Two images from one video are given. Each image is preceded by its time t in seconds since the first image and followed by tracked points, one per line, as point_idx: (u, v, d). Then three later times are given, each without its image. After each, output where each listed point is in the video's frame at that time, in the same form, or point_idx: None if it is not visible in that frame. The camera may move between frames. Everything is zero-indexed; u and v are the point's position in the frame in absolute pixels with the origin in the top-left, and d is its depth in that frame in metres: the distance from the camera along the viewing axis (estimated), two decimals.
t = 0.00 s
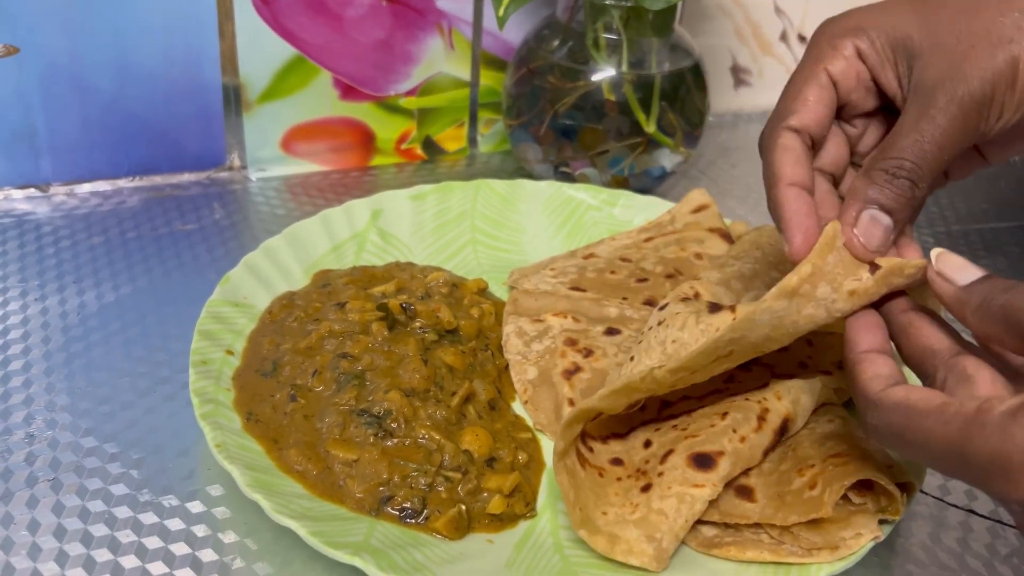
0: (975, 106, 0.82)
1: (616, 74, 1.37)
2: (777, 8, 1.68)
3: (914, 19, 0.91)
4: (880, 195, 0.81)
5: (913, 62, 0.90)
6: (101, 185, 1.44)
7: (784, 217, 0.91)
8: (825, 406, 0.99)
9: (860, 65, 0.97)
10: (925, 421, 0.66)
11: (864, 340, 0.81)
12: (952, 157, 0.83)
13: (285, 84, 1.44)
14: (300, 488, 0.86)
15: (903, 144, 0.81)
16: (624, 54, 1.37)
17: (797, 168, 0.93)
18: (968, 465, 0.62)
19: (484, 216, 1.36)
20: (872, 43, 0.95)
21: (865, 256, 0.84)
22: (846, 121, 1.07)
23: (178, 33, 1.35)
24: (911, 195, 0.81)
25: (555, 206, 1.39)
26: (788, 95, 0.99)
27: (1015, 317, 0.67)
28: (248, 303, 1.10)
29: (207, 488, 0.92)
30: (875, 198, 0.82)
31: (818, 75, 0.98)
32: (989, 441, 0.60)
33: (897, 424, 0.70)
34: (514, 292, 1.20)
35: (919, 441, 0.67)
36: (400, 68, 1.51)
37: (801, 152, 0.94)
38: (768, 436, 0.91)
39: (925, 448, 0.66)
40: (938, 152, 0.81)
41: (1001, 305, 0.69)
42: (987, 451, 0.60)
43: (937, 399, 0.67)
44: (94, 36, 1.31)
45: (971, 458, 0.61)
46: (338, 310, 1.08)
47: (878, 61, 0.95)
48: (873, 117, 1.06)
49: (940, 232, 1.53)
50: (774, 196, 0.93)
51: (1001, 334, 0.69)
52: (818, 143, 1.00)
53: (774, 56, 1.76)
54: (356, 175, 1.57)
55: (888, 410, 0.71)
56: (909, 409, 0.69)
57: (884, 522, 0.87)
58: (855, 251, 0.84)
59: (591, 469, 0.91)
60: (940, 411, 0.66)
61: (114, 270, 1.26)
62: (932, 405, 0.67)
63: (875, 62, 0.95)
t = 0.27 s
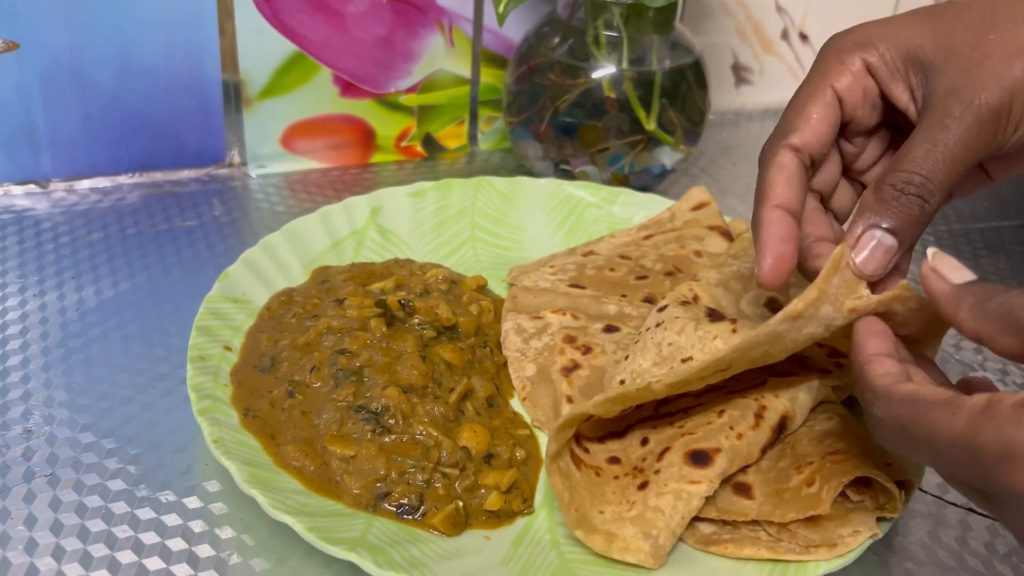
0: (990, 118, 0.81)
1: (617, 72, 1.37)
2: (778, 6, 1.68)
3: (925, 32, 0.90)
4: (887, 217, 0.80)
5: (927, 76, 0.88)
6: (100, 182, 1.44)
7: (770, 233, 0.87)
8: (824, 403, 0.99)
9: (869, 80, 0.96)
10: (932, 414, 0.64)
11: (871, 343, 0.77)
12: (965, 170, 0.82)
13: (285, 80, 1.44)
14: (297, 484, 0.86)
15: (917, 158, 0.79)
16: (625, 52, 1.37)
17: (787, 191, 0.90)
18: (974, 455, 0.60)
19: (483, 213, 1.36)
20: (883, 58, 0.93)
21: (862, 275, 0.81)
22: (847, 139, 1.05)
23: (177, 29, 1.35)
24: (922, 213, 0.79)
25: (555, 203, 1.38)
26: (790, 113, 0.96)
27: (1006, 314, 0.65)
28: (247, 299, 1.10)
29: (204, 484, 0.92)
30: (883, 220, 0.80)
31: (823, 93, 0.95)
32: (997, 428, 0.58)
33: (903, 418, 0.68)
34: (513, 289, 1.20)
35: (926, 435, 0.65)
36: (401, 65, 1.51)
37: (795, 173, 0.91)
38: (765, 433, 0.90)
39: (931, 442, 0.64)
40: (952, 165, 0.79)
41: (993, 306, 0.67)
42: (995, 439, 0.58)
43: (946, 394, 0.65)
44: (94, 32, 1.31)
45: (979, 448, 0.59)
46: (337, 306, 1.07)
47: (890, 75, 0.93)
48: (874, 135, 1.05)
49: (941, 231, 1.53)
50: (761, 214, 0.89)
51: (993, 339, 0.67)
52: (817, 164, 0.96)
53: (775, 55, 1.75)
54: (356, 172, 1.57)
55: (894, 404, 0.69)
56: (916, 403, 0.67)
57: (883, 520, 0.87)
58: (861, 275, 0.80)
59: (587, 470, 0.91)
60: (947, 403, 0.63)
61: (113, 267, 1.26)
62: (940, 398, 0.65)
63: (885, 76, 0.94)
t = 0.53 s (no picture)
0: None
1: (616, 73, 1.37)
2: (778, 7, 1.68)
3: (952, 50, 0.81)
4: (922, 244, 0.72)
5: (960, 100, 0.80)
6: (99, 181, 1.44)
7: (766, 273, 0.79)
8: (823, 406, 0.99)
9: (893, 107, 0.84)
10: (895, 455, 0.63)
11: (857, 368, 0.74)
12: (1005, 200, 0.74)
13: (284, 80, 1.44)
14: (292, 487, 0.86)
15: (954, 185, 0.72)
16: (624, 53, 1.37)
17: (802, 235, 0.79)
18: (931, 503, 0.59)
19: (481, 214, 1.35)
20: (909, 82, 0.83)
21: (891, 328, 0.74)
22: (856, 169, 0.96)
23: (176, 29, 1.34)
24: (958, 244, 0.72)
25: (553, 204, 1.38)
26: (808, 147, 0.84)
27: (964, 373, 0.63)
28: (243, 299, 1.09)
29: (200, 486, 0.92)
30: (918, 244, 0.73)
31: (845, 124, 0.83)
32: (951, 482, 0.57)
33: (871, 453, 0.66)
34: (511, 290, 1.20)
35: (891, 474, 0.63)
36: (400, 65, 1.51)
37: (812, 220, 0.80)
38: (761, 436, 0.90)
39: (895, 481, 0.63)
40: (992, 197, 0.72)
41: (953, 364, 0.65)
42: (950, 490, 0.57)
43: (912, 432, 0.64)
44: (92, 31, 1.30)
45: (935, 499, 0.58)
46: (334, 308, 1.07)
47: (920, 102, 0.83)
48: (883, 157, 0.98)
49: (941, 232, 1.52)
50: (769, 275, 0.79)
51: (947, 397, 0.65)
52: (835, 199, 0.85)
53: (776, 55, 1.75)
54: (354, 173, 1.57)
55: (864, 436, 0.67)
56: (883, 439, 0.65)
57: (882, 525, 0.87)
58: (897, 303, 0.73)
59: (581, 478, 0.91)
60: (914, 445, 0.62)
61: (110, 267, 1.26)
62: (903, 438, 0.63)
63: (913, 104, 0.83)
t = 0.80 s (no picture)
0: (987, 178, 0.69)
1: (614, 69, 1.36)
2: (778, 4, 1.67)
3: (926, 56, 0.80)
4: (850, 260, 0.74)
5: (933, 115, 0.77)
6: (94, 177, 1.43)
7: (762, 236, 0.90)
8: (819, 406, 0.99)
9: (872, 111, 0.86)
10: (896, 459, 0.63)
11: (856, 379, 0.75)
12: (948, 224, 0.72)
13: (281, 76, 1.43)
14: (286, 484, 0.85)
15: (891, 205, 0.71)
16: (622, 49, 1.36)
17: (790, 240, 0.88)
18: (932, 507, 0.59)
19: (479, 211, 1.35)
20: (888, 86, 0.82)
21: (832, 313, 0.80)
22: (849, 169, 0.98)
23: (172, 24, 1.34)
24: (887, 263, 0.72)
25: (551, 201, 1.38)
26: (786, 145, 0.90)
27: (966, 376, 0.63)
28: (238, 296, 1.09)
29: (193, 483, 0.91)
30: (846, 259, 0.74)
31: (821, 128, 0.87)
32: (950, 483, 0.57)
33: (870, 462, 0.67)
34: (508, 287, 1.19)
35: (889, 479, 0.64)
36: (397, 61, 1.50)
37: (798, 221, 0.88)
38: (758, 434, 0.90)
39: (894, 487, 0.63)
40: (930, 221, 0.70)
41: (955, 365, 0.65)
42: (951, 489, 0.57)
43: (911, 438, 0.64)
44: (87, 26, 1.30)
45: (937, 500, 0.58)
46: (329, 305, 1.07)
47: (892, 108, 0.83)
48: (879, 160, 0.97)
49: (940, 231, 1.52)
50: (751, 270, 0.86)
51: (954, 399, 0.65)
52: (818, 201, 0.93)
53: (775, 53, 1.74)
54: (351, 169, 1.56)
55: (862, 445, 0.68)
56: (884, 445, 0.66)
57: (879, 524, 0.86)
58: (810, 313, 0.80)
59: (577, 475, 0.90)
60: (911, 449, 0.63)
61: (105, 263, 1.25)
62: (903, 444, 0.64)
63: (888, 110, 0.83)
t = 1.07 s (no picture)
0: (930, 135, 0.76)
1: (612, 67, 1.35)
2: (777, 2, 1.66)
3: (881, 53, 0.87)
4: (819, 223, 0.78)
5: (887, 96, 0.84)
6: (89, 174, 1.42)
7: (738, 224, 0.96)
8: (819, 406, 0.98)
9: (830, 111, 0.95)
10: (889, 487, 0.63)
11: (846, 411, 0.75)
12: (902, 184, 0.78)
13: (277, 73, 1.43)
14: (281, 483, 0.84)
15: (846, 163, 0.77)
16: (621, 46, 1.35)
17: (759, 219, 0.95)
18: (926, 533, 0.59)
19: (476, 209, 1.34)
20: (841, 80, 0.91)
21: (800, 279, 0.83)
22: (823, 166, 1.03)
23: (168, 20, 1.33)
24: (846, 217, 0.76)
25: (548, 200, 1.37)
26: (756, 150, 0.99)
27: (965, 396, 0.63)
28: (234, 294, 1.08)
29: (187, 482, 0.91)
30: (815, 223, 0.78)
31: (785, 130, 0.97)
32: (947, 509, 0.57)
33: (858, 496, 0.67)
34: (505, 286, 1.18)
35: (878, 507, 0.64)
36: (394, 58, 1.49)
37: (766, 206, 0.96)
38: (757, 435, 0.89)
39: (888, 516, 0.63)
40: (884, 177, 0.76)
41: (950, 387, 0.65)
42: (950, 513, 0.57)
43: (900, 466, 0.65)
44: (82, 22, 1.29)
45: (935, 525, 0.58)
46: (325, 303, 1.06)
47: (848, 101, 0.91)
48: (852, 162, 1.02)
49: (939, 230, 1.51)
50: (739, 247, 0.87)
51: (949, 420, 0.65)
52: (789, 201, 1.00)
53: (774, 51, 1.74)
54: (348, 167, 1.55)
55: (849, 480, 0.68)
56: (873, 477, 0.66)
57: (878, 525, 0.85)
58: (784, 277, 0.82)
59: (573, 472, 0.89)
60: (901, 478, 0.63)
61: (100, 261, 1.25)
62: (895, 472, 0.64)
63: (844, 104, 0.91)
